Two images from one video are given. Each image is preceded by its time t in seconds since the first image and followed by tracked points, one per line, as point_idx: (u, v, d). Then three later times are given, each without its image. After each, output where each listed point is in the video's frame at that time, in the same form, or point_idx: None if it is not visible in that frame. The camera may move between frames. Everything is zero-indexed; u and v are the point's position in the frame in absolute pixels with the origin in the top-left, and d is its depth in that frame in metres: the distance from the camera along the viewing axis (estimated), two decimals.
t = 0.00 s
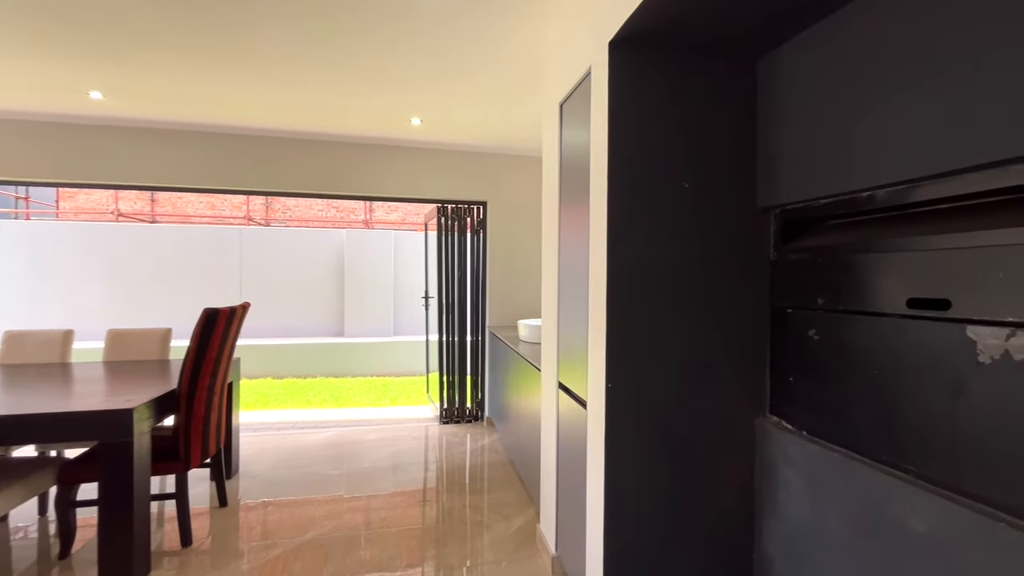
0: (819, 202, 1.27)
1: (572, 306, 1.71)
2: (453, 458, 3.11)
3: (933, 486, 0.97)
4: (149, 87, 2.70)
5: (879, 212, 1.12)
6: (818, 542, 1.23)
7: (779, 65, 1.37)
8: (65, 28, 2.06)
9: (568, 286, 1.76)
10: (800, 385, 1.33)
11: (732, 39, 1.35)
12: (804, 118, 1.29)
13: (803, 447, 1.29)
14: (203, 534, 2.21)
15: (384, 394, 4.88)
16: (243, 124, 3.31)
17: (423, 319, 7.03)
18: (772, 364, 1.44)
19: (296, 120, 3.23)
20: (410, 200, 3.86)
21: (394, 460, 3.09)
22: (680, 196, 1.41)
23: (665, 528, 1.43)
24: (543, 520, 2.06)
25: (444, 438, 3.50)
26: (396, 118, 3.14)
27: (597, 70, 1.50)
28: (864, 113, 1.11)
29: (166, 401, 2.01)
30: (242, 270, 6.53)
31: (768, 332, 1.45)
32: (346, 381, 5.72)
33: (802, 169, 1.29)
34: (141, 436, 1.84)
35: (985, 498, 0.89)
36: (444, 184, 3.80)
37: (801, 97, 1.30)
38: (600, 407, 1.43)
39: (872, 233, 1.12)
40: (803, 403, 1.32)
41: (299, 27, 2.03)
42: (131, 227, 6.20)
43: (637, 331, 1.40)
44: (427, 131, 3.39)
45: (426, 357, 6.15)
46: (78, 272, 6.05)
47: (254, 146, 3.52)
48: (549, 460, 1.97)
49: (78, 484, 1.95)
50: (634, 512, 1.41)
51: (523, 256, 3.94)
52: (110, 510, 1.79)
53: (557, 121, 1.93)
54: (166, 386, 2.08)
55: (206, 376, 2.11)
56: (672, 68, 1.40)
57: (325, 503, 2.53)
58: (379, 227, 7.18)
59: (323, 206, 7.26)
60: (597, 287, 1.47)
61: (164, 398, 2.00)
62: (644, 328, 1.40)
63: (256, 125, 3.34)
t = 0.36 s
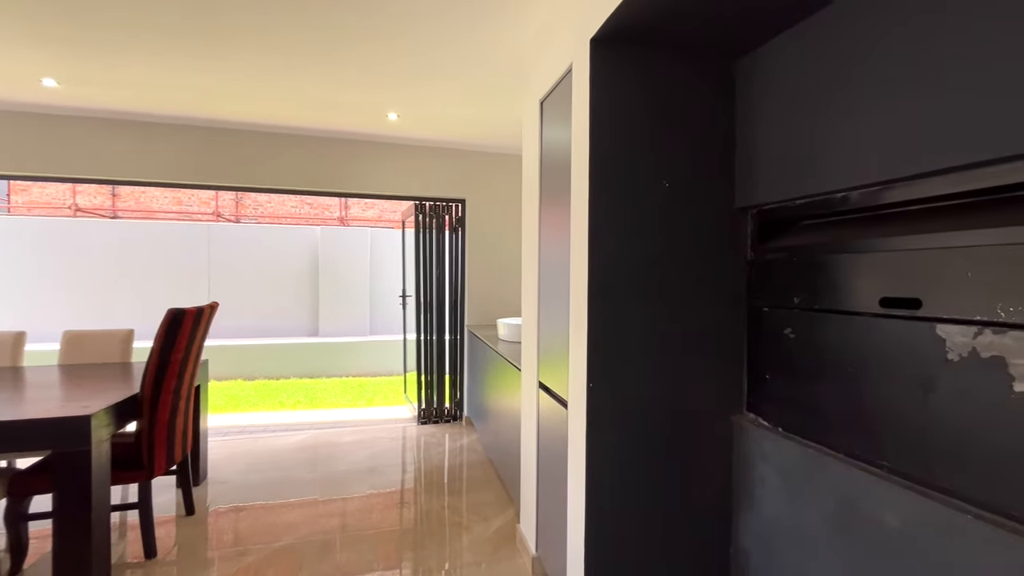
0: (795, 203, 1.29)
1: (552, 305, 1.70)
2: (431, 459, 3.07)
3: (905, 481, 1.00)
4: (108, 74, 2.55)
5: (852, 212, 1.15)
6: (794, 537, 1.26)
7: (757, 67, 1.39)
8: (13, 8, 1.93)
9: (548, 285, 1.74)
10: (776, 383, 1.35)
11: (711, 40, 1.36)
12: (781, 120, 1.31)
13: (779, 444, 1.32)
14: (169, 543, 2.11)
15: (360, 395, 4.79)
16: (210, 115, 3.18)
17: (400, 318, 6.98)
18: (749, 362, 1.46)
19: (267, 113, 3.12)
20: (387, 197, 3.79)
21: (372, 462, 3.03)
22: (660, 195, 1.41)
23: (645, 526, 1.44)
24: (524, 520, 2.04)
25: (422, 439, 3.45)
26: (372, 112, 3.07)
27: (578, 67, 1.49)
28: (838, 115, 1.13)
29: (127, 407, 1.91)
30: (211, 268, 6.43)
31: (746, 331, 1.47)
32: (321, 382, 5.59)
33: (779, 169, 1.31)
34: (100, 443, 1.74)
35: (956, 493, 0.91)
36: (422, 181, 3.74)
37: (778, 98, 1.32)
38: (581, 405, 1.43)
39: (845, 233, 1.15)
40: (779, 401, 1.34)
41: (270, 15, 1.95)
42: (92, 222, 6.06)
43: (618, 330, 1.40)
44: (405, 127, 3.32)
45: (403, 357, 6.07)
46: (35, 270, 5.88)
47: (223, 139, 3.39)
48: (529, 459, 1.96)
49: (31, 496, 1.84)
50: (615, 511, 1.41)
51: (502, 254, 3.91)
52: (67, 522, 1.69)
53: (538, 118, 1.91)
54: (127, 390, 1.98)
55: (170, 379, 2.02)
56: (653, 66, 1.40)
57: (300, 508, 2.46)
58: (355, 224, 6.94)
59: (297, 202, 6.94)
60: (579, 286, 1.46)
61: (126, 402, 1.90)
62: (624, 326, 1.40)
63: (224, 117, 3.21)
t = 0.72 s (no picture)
0: (785, 203, 1.29)
1: (541, 306, 1.66)
2: (414, 463, 3.00)
3: (899, 482, 1.00)
4: (68, 62, 2.41)
5: (843, 213, 1.14)
6: (786, 538, 1.25)
7: (747, 66, 1.38)
8: None
9: (537, 286, 1.71)
10: (766, 384, 1.35)
11: (703, 37, 1.35)
12: (771, 120, 1.30)
13: (769, 445, 1.31)
14: (135, 558, 2.00)
15: (341, 397, 4.68)
16: (181, 108, 3.04)
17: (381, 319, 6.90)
18: (739, 363, 1.45)
19: (242, 106, 3.00)
20: (368, 195, 3.70)
21: (353, 468, 2.94)
22: (651, 194, 1.39)
23: (637, 531, 1.41)
24: (511, 525, 2.00)
25: (404, 443, 3.37)
26: (353, 107, 2.98)
27: (568, 63, 1.46)
28: (828, 116, 1.13)
29: (89, 415, 1.79)
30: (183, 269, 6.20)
31: (735, 331, 1.46)
32: (299, 385, 5.43)
33: (770, 169, 1.30)
34: (60, 455, 1.63)
35: (951, 494, 0.91)
36: (404, 179, 3.66)
37: (768, 98, 1.31)
38: (573, 409, 1.39)
39: (836, 234, 1.14)
40: (770, 402, 1.33)
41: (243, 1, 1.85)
42: (54, 219, 5.78)
43: (610, 332, 1.37)
44: (386, 123, 3.24)
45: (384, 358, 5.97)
46: None
47: (194, 133, 3.25)
48: (516, 463, 1.92)
49: None
50: (608, 517, 1.38)
51: (486, 254, 3.86)
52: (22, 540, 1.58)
53: (525, 116, 1.88)
54: (91, 398, 1.86)
55: (137, 386, 1.91)
56: (644, 64, 1.38)
57: (278, 515, 2.37)
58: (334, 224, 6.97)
59: (273, 200, 6.89)
60: (569, 286, 1.43)
61: (88, 410, 1.79)
62: (616, 328, 1.37)
63: (196, 110, 3.07)
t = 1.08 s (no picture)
0: (791, 202, 1.25)
1: (539, 308, 1.60)
2: (401, 469, 2.91)
3: (915, 489, 0.96)
4: (29, 47, 2.25)
5: (853, 212, 1.11)
6: (793, 547, 1.21)
7: (752, 61, 1.35)
8: None
9: (534, 287, 1.65)
10: (772, 387, 1.31)
11: (707, 31, 1.30)
12: (776, 117, 1.26)
13: (775, 450, 1.27)
14: None
15: (323, 401, 4.55)
16: (154, 99, 2.88)
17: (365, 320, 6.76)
18: (743, 366, 1.42)
19: (219, 98, 2.86)
20: (353, 192, 3.58)
21: (337, 475, 2.83)
22: (655, 192, 1.34)
23: (640, 541, 1.35)
24: (505, 535, 1.93)
25: (390, 448, 3.28)
26: (337, 100, 2.87)
27: (568, 54, 1.40)
28: (836, 112, 1.09)
29: (52, 426, 1.66)
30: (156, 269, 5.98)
31: (739, 334, 1.42)
32: (279, 387, 5.26)
33: (776, 167, 1.26)
34: (18, 469, 1.51)
35: (971, 502, 0.88)
36: (390, 176, 3.55)
37: (773, 94, 1.28)
38: (574, 416, 1.33)
39: (846, 233, 1.11)
40: (776, 405, 1.30)
41: None
42: (17, 216, 5.50)
43: (613, 334, 1.31)
44: (372, 117, 3.13)
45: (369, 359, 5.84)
46: None
47: (169, 126, 3.09)
48: (511, 469, 1.86)
49: None
50: (610, 528, 1.32)
51: (474, 254, 3.77)
52: None
53: (521, 111, 1.81)
54: (54, 407, 1.74)
55: (105, 394, 1.79)
56: (646, 57, 1.33)
57: (258, 527, 2.26)
58: (316, 221, 6.85)
59: (253, 198, 6.80)
60: (570, 286, 1.37)
61: (50, 421, 1.65)
62: (619, 331, 1.32)
63: (170, 101, 2.92)
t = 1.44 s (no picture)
0: (811, 198, 1.20)
1: (544, 307, 1.53)
2: (394, 475, 2.82)
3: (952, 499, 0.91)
4: None
5: (879, 208, 1.06)
6: (814, 558, 1.16)
7: (769, 52, 1.29)
8: None
9: (539, 286, 1.57)
10: (790, 391, 1.26)
11: (726, 18, 1.24)
12: (792, 109, 1.21)
13: (794, 456, 1.22)
14: None
15: (310, 404, 4.41)
16: (130, 88, 2.73)
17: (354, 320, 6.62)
18: (758, 368, 1.36)
19: (200, 88, 2.72)
20: (343, 189, 3.46)
21: (327, 482, 2.72)
22: (670, 187, 1.28)
23: (653, 553, 1.29)
24: (506, 544, 1.86)
25: (381, 452, 3.18)
26: (326, 92, 2.75)
27: (578, 40, 1.32)
28: (861, 102, 1.04)
29: (19, 437, 1.54)
30: (134, 268, 5.77)
31: (754, 335, 1.37)
32: (264, 390, 5.10)
33: (796, 161, 1.20)
34: None
35: (1015, 514, 0.83)
36: (381, 172, 3.44)
37: (791, 87, 1.22)
38: (586, 423, 1.26)
39: (871, 230, 1.06)
40: (794, 410, 1.24)
41: None
42: None
43: (627, 336, 1.25)
44: (363, 110, 3.00)
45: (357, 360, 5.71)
46: None
47: (146, 117, 2.93)
48: (513, 476, 1.78)
49: None
50: (623, 541, 1.26)
51: (468, 253, 3.69)
52: None
53: (523, 103, 1.74)
54: (21, 416, 1.61)
55: (76, 403, 1.66)
56: (661, 45, 1.27)
57: (244, 540, 2.14)
58: (301, 220, 6.70)
59: (235, 195, 6.59)
60: (581, 285, 1.29)
61: (17, 431, 1.52)
62: (634, 332, 1.25)
63: (148, 91, 2.77)
